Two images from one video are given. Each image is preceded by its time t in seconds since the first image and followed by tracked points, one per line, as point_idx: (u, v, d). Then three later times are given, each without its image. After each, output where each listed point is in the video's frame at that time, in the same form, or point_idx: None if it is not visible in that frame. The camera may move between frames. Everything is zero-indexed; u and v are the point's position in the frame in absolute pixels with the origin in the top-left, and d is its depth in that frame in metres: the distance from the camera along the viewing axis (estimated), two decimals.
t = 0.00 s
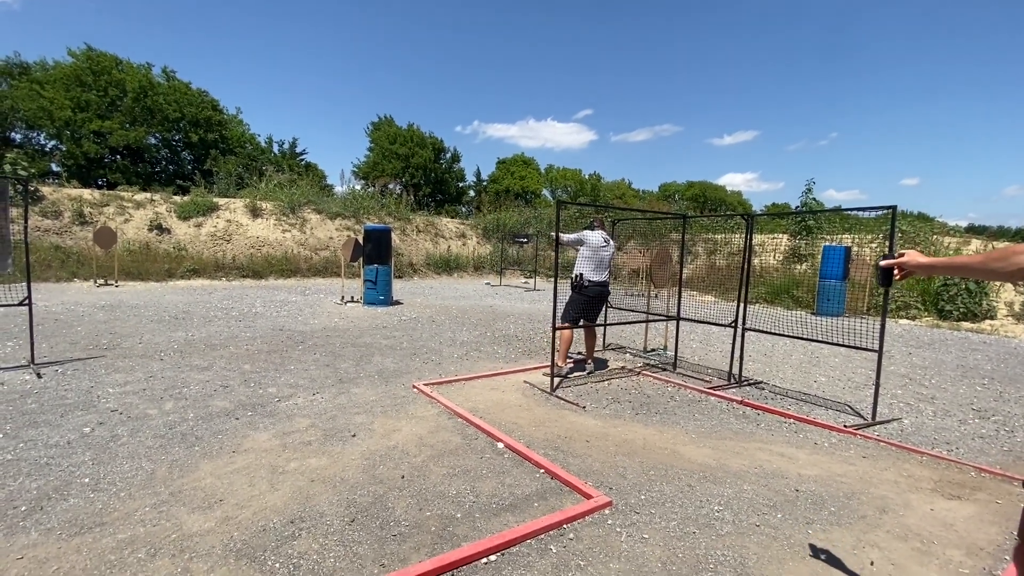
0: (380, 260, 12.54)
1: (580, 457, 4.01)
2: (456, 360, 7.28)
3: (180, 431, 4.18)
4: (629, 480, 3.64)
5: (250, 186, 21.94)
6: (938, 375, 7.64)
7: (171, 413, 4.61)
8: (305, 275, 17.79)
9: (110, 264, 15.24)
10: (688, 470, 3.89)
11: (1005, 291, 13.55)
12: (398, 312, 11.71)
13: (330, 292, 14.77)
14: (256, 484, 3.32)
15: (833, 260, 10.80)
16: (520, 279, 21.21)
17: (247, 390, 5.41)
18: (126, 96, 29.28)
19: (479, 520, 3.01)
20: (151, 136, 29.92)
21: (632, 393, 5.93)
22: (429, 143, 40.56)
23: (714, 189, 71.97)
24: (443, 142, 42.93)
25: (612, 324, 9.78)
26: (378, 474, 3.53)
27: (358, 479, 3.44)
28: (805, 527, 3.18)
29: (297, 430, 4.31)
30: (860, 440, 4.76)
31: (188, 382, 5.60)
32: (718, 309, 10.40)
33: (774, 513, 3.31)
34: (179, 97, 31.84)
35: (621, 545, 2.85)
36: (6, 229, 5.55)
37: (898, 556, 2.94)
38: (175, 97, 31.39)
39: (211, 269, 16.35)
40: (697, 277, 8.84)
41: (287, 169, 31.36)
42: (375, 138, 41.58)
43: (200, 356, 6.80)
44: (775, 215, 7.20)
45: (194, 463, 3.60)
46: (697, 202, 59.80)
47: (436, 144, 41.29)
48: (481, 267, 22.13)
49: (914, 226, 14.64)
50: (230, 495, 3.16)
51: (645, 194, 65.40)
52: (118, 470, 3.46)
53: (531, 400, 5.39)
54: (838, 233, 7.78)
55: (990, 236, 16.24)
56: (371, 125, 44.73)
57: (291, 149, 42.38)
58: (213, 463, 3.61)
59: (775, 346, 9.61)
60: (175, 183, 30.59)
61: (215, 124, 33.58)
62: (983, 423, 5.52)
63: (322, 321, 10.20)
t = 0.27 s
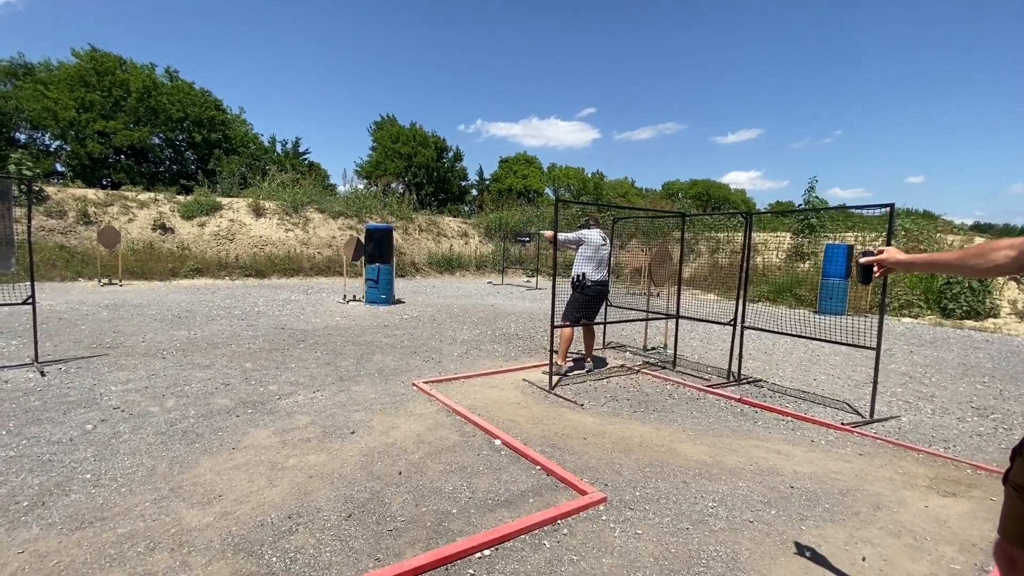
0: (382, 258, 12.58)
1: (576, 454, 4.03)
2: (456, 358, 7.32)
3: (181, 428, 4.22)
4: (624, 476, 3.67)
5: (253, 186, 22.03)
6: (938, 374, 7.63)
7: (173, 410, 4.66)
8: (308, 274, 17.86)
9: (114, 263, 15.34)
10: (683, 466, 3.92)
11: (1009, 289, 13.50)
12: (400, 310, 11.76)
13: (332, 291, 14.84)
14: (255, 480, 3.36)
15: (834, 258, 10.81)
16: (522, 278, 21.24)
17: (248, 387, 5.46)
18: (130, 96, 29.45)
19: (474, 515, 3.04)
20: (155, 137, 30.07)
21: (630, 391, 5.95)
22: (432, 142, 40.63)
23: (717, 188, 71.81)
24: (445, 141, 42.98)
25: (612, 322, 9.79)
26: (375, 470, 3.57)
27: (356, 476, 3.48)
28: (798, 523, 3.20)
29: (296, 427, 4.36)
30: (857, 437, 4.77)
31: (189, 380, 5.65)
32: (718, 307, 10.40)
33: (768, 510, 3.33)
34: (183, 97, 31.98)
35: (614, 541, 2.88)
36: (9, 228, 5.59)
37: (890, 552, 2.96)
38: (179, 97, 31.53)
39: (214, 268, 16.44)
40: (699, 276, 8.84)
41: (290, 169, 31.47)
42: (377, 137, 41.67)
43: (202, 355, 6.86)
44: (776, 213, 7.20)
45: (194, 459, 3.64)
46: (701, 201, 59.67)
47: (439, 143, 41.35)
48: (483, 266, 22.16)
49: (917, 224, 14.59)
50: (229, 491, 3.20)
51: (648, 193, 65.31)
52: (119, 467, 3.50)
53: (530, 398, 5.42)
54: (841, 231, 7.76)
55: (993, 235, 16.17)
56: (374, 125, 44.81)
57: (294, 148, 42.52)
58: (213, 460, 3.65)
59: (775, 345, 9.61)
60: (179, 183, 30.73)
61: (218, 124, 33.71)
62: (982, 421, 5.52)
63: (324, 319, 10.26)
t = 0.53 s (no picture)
0: (383, 259, 12.65)
1: (572, 452, 4.07)
2: (456, 358, 7.37)
3: (182, 426, 4.28)
4: (618, 474, 3.71)
5: (256, 187, 22.15)
6: (938, 373, 7.63)
7: (174, 408, 4.72)
8: (310, 274, 17.95)
9: (119, 263, 15.45)
10: (677, 464, 3.95)
11: (1011, 288, 13.46)
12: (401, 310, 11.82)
13: (335, 291, 14.92)
14: (254, 476, 3.41)
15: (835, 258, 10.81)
16: (524, 278, 21.29)
17: (249, 386, 5.52)
18: (134, 97, 29.65)
19: (469, 512, 3.09)
20: (159, 137, 30.24)
21: (628, 390, 5.99)
22: (434, 142, 40.71)
23: (720, 188, 71.69)
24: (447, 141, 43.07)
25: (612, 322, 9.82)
26: (372, 467, 3.62)
27: (353, 473, 3.52)
28: (789, 520, 3.23)
29: (295, 425, 4.41)
30: (853, 436, 4.80)
31: (191, 378, 5.71)
32: (718, 307, 10.42)
33: (760, 507, 3.36)
34: (187, 98, 32.16)
35: (606, 537, 2.92)
36: (13, 228, 5.65)
37: (880, 549, 2.99)
38: (182, 98, 31.71)
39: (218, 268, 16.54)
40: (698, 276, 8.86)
41: (293, 169, 31.59)
42: (380, 137, 41.78)
43: (204, 354, 6.93)
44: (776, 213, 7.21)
45: (195, 457, 3.69)
46: (703, 200, 59.58)
47: (441, 143, 41.43)
48: (485, 266, 22.22)
49: (919, 224, 14.58)
50: (228, 487, 3.24)
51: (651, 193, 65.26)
52: (120, 463, 3.55)
53: (528, 397, 5.46)
54: (841, 230, 7.77)
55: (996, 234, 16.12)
56: (377, 125, 44.92)
57: (298, 149, 42.70)
58: (212, 457, 3.70)
59: (775, 344, 9.63)
60: (183, 184, 30.90)
61: (222, 125, 33.86)
62: (979, 420, 5.54)
63: (325, 319, 10.33)
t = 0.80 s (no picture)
0: (385, 259, 12.70)
1: (571, 452, 4.10)
2: (457, 358, 7.40)
3: (185, 425, 4.33)
4: (616, 474, 3.73)
5: (259, 188, 22.26)
6: (940, 374, 7.62)
7: (177, 408, 4.77)
8: (313, 275, 18.03)
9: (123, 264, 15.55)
10: (675, 464, 3.98)
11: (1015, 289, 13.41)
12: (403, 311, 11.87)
13: (337, 292, 14.97)
14: (255, 475, 3.45)
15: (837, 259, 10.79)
16: (526, 278, 21.32)
17: (251, 386, 5.57)
18: (139, 99, 29.82)
19: (467, 510, 3.12)
20: (163, 139, 30.41)
21: (628, 390, 6.01)
22: (437, 143, 40.79)
23: (723, 188, 71.58)
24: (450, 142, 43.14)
25: (613, 322, 9.84)
26: (372, 466, 3.65)
27: (353, 472, 3.56)
28: (785, 519, 3.25)
29: (297, 425, 4.45)
30: (851, 436, 4.81)
31: (194, 378, 5.77)
32: (720, 308, 10.43)
33: (757, 506, 3.39)
34: (190, 100, 32.32)
35: (603, 535, 2.94)
36: (18, 229, 5.69)
37: (876, 548, 3.01)
38: (186, 100, 31.87)
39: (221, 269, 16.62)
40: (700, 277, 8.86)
41: (296, 170, 31.71)
42: (383, 138, 41.88)
43: (207, 354, 6.98)
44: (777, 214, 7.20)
45: (197, 455, 3.73)
46: (706, 200, 59.53)
47: (443, 144, 41.51)
48: (487, 267, 22.26)
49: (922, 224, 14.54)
50: (230, 485, 3.28)
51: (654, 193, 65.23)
52: (124, 462, 3.60)
53: (527, 397, 5.49)
54: (843, 231, 7.76)
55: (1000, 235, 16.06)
56: (380, 126, 45.02)
57: (301, 150, 42.86)
58: (215, 456, 3.74)
59: (776, 345, 9.63)
60: (187, 185, 31.06)
61: (225, 126, 34.01)
62: (979, 421, 5.54)
63: (327, 319, 10.38)
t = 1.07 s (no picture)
0: (388, 260, 12.73)
1: (572, 452, 4.11)
2: (459, 358, 7.42)
3: (188, 424, 4.36)
4: (616, 474, 3.75)
5: (263, 188, 22.33)
6: (942, 376, 7.61)
7: (181, 407, 4.80)
8: (316, 275, 18.09)
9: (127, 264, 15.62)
10: (676, 465, 3.99)
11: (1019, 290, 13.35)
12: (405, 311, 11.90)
13: (340, 292, 15.02)
14: (258, 473, 3.47)
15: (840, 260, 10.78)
16: (528, 279, 21.34)
17: (254, 385, 5.60)
18: (143, 99, 29.95)
19: (468, 510, 3.13)
20: (167, 139, 30.52)
21: (629, 391, 6.02)
22: (439, 144, 40.85)
23: (726, 189, 71.49)
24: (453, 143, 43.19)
25: (615, 323, 9.85)
26: (374, 466, 3.67)
27: (354, 471, 3.58)
28: (786, 520, 3.26)
29: (299, 424, 4.48)
30: (853, 438, 4.81)
31: (197, 377, 5.80)
32: (721, 309, 10.43)
33: (757, 507, 3.39)
34: (195, 100, 32.46)
35: (603, 535, 2.95)
36: (24, 228, 5.73)
37: (876, 549, 3.01)
38: (190, 100, 31.99)
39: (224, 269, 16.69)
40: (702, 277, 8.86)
41: (299, 171, 31.80)
42: (385, 139, 41.97)
43: (210, 353, 7.02)
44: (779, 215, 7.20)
45: (200, 454, 3.76)
46: (708, 200, 59.26)
47: (446, 145, 41.57)
48: (489, 267, 22.29)
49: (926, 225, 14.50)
50: (233, 484, 3.30)
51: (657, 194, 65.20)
52: (128, 460, 3.62)
53: (529, 397, 5.50)
54: (845, 232, 7.75)
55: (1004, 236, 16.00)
56: (382, 126, 45.10)
57: (304, 150, 42.97)
58: (218, 455, 3.77)
59: (778, 346, 9.63)
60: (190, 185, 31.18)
61: (229, 126, 34.12)
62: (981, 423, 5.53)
63: (330, 319, 10.42)
